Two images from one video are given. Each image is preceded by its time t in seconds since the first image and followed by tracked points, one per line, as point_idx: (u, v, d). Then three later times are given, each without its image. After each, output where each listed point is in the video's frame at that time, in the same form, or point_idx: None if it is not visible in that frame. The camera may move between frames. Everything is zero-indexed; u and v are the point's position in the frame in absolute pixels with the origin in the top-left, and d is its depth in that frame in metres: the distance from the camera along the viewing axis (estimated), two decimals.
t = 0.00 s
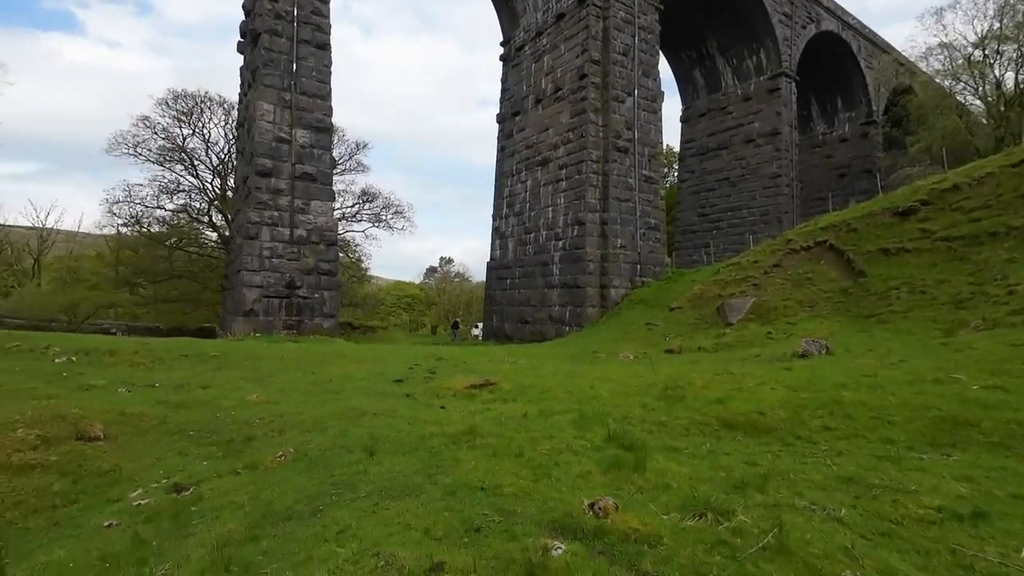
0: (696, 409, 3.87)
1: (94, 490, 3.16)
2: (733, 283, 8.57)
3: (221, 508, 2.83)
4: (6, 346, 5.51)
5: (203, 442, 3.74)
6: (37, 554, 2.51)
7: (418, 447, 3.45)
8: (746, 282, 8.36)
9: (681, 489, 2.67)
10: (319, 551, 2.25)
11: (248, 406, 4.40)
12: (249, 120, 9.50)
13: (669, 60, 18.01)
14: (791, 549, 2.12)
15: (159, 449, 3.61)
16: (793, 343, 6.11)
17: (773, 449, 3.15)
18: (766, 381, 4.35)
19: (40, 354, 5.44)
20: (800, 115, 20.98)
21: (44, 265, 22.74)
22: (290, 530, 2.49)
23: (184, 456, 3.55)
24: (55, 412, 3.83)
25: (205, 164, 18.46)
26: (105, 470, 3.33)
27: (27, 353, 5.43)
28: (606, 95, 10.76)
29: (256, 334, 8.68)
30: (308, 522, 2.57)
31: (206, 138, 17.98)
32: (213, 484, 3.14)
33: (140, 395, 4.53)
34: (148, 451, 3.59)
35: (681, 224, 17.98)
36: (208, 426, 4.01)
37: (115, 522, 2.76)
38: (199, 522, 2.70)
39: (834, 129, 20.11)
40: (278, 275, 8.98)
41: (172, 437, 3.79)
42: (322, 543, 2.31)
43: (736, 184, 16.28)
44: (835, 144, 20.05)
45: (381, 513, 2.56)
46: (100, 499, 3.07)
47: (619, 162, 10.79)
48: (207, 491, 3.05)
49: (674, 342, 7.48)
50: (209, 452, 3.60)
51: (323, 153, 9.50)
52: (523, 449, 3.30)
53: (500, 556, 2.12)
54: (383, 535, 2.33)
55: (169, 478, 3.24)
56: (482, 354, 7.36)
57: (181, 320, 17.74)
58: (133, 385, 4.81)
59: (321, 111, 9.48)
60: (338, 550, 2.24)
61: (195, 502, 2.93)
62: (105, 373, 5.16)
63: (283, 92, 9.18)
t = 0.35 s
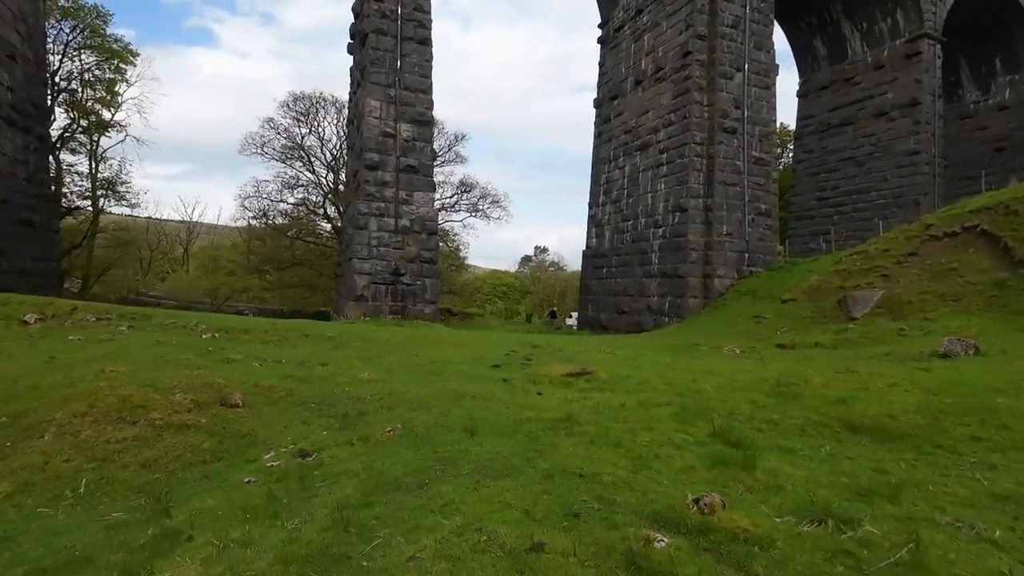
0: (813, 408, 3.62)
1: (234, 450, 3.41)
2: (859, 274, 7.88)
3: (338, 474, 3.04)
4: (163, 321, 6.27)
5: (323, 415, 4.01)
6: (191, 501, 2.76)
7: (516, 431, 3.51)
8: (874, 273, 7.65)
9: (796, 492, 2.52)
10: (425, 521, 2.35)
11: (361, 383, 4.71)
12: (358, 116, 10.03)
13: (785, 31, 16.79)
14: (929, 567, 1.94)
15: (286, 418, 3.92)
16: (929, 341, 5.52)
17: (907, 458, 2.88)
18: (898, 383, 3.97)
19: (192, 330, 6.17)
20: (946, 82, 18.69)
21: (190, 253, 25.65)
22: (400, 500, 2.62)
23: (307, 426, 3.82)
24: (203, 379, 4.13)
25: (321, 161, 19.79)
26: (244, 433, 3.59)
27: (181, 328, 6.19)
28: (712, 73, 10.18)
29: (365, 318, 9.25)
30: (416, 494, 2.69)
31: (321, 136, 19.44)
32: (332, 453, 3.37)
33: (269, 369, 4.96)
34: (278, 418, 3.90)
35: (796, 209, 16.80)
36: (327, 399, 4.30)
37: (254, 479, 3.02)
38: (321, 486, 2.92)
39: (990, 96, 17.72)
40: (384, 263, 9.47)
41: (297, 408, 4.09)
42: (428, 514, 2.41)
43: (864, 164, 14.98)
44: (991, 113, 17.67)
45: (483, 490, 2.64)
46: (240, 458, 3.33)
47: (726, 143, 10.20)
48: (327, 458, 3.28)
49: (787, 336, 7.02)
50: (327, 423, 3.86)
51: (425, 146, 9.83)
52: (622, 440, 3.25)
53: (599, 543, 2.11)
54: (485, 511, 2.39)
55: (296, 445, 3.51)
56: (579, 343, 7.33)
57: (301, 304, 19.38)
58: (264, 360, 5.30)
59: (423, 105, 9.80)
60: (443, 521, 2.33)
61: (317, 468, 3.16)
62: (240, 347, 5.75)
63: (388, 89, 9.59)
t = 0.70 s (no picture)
0: (964, 415, 3.28)
1: (358, 423, 3.70)
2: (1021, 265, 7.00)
3: (453, 452, 3.19)
4: (295, 304, 6.94)
5: (435, 395, 4.21)
6: (326, 466, 3.01)
7: (624, 421, 3.49)
8: None
9: (948, 504, 2.34)
10: (538, 501, 2.41)
11: (467, 368, 4.87)
12: (462, 109, 10.30)
13: None
14: None
15: (402, 396, 4.16)
16: None
17: None
18: None
19: (317, 314, 6.71)
20: None
21: (310, 244, 27.84)
22: (514, 479, 2.70)
23: (421, 405, 4.03)
24: (332, 357, 4.48)
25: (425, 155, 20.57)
26: (367, 408, 3.87)
27: (308, 312, 6.77)
28: (841, 40, 9.31)
29: (466, 306, 9.56)
30: (527, 474, 2.76)
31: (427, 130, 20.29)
32: (445, 431, 3.54)
33: (383, 350, 5.27)
34: (395, 396, 4.15)
35: (942, 188, 15.19)
36: (438, 382, 4.50)
37: (378, 450, 3.25)
38: (438, 460, 3.08)
39: None
40: (485, 252, 9.71)
41: (411, 388, 4.34)
42: (541, 494, 2.47)
43: None
44: None
45: (594, 476, 2.65)
46: (365, 430, 3.59)
47: (857, 118, 9.31)
48: (441, 436, 3.44)
49: (927, 334, 6.37)
50: (439, 404, 4.05)
51: (526, 136, 9.90)
52: (737, 436, 3.13)
53: (719, 537, 2.08)
54: (596, 496, 2.41)
55: (412, 422, 3.72)
56: (684, 335, 7.11)
57: (406, 291, 20.36)
58: (381, 342, 5.64)
59: (525, 95, 9.88)
60: (556, 502, 2.38)
61: (432, 444, 3.33)
62: (357, 330, 6.19)
63: (491, 80, 9.75)
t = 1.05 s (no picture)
0: None
1: (470, 405, 3.83)
2: None
3: (563, 438, 3.18)
4: (404, 293, 7.32)
5: (539, 382, 4.23)
6: (444, 445, 3.13)
7: (740, 415, 3.33)
8: None
9: None
10: (657, 490, 2.36)
11: (569, 356, 4.82)
12: (558, 97, 10.17)
13: None
14: None
15: (509, 382, 4.22)
16: None
17: None
18: None
19: (423, 301, 6.97)
20: None
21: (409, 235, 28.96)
22: (628, 467, 2.65)
23: (525, 391, 4.06)
24: (443, 342, 4.65)
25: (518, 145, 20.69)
26: (478, 392, 3.99)
27: (416, 299, 7.07)
28: None
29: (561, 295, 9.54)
30: (642, 462, 2.70)
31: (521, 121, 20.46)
32: (553, 417, 3.55)
33: (486, 336, 5.36)
34: (501, 381, 4.23)
35: None
36: (541, 368, 4.51)
37: (490, 432, 3.33)
38: (549, 446, 3.08)
39: None
40: (580, 242, 9.61)
41: (515, 373, 4.38)
42: (659, 483, 2.41)
43: None
44: None
45: (714, 469, 2.56)
46: (477, 413, 3.71)
47: (1014, 80, 8.20)
48: (549, 422, 3.45)
49: None
50: (544, 390, 4.06)
51: (624, 121, 9.65)
52: (873, 436, 2.90)
53: (863, 540, 1.95)
54: (720, 489, 2.33)
55: (519, 407, 3.76)
56: (798, 328, 6.67)
57: (499, 282, 20.73)
58: (484, 329, 5.71)
59: (623, 79, 9.61)
60: (677, 492, 2.32)
61: (540, 430, 3.34)
62: (461, 317, 6.36)
63: (588, 66, 9.56)
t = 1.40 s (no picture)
0: None
1: (575, 397, 3.83)
2: None
3: (674, 433, 3.09)
4: (499, 286, 7.45)
5: (642, 375, 4.14)
6: (552, 435, 3.18)
7: (870, 418, 3.11)
8: None
9: None
10: (787, 492, 2.26)
11: (671, 349, 4.66)
12: (650, 84, 9.87)
13: None
14: None
15: (612, 375, 4.17)
16: None
17: None
18: None
19: (517, 294, 7.03)
20: None
21: (494, 228, 29.34)
22: (748, 466, 2.55)
23: (628, 384, 3.99)
24: (543, 335, 4.68)
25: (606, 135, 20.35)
26: (581, 385, 3.98)
27: (510, 292, 7.14)
28: None
29: (654, 288, 9.31)
30: (763, 462, 2.58)
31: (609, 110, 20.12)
32: (660, 412, 3.46)
33: (585, 328, 5.31)
34: (602, 374, 4.19)
35: None
36: (643, 362, 4.41)
37: (597, 425, 3.30)
38: (660, 440, 3.00)
39: None
40: (675, 232, 9.31)
41: (615, 367, 4.31)
42: (788, 485, 2.30)
43: None
44: None
45: (847, 473, 2.41)
46: (582, 405, 3.71)
47: None
48: (657, 417, 3.37)
49: None
50: (648, 385, 3.96)
51: (723, 104, 9.21)
52: None
53: None
54: (860, 494, 2.20)
55: (624, 400, 3.71)
56: (926, 324, 6.09)
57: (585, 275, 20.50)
58: (582, 321, 5.65)
59: (721, 59, 9.17)
60: (810, 495, 2.21)
61: (649, 424, 3.26)
62: (556, 308, 6.38)
63: (684, 49, 9.20)
